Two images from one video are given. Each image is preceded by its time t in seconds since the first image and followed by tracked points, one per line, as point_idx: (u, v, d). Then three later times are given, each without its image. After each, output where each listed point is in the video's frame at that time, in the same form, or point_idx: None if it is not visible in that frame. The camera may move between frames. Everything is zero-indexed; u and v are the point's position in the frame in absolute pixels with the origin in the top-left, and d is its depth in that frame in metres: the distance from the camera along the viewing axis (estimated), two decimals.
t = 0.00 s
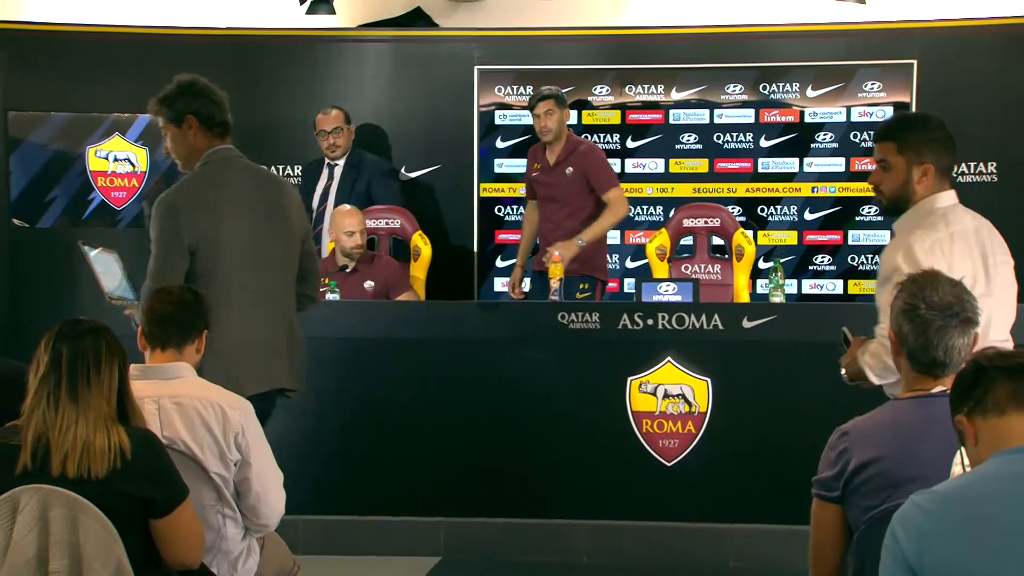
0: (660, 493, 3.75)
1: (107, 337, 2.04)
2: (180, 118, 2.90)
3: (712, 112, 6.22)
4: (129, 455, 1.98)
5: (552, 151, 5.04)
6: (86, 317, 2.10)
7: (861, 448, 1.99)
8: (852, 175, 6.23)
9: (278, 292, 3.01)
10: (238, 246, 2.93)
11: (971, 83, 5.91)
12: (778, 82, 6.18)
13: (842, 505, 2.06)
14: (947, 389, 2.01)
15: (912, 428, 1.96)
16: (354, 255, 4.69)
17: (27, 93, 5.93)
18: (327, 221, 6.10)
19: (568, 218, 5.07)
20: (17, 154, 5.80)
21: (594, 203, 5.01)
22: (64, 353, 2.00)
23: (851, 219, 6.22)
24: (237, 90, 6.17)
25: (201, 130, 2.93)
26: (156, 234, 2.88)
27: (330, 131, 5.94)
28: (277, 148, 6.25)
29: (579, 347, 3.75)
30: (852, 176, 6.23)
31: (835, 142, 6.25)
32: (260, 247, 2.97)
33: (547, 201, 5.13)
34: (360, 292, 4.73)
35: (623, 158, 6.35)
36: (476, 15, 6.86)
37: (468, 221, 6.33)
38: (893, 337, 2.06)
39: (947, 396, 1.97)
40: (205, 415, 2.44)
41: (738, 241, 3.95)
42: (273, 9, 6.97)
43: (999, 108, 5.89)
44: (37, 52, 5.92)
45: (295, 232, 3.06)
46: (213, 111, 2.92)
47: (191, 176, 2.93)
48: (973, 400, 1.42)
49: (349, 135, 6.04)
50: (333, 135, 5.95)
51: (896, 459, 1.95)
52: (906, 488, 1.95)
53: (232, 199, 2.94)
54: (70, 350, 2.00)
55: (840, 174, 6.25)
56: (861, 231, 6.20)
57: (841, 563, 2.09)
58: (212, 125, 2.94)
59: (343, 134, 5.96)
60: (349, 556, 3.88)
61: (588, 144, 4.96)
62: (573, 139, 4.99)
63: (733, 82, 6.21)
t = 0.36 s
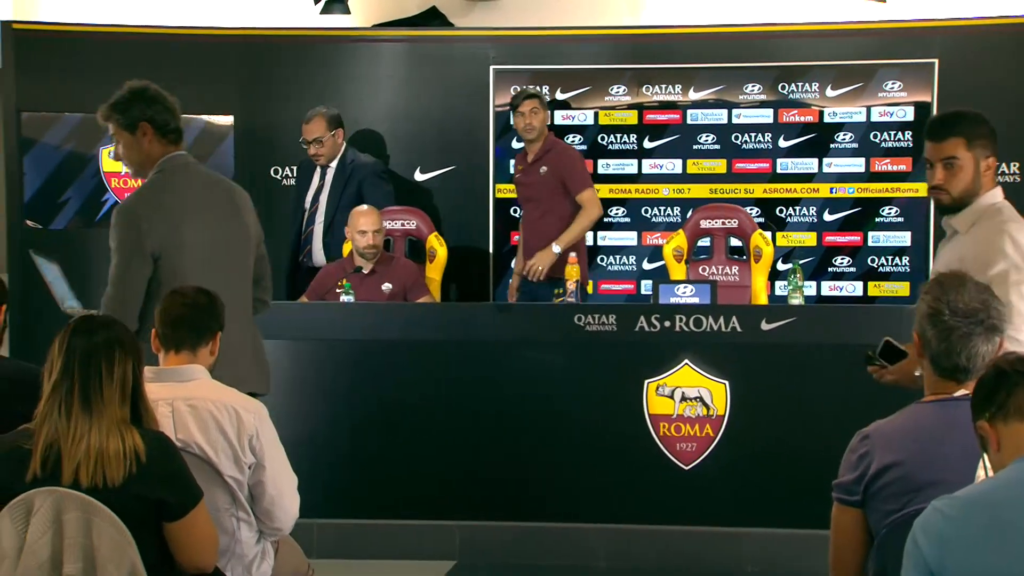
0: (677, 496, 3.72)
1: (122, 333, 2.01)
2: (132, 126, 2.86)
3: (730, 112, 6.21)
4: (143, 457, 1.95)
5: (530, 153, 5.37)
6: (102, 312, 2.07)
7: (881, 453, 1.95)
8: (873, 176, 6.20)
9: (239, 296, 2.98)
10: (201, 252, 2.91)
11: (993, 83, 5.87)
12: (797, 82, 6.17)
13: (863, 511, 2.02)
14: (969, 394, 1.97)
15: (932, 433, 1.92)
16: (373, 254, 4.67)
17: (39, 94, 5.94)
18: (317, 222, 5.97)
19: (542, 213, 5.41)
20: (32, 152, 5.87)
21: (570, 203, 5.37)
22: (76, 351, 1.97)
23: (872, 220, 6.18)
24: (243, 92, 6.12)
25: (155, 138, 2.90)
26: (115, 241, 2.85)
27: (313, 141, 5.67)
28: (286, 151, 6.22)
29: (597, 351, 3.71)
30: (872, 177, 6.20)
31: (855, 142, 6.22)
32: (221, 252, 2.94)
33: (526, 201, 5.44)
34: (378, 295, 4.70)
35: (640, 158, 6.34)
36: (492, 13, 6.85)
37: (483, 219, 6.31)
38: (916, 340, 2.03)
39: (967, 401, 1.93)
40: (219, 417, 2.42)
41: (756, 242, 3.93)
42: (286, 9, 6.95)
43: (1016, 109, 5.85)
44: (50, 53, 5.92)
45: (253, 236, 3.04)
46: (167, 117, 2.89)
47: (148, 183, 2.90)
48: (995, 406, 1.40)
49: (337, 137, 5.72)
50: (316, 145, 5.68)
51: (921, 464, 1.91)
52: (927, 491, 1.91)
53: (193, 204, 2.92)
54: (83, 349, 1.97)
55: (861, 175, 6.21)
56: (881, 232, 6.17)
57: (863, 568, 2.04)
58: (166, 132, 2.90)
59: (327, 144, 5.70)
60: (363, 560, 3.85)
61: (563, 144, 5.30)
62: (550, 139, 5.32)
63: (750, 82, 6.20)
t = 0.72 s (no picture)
0: (702, 501, 3.67)
1: (140, 337, 1.98)
2: (81, 123, 3.15)
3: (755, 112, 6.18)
4: (164, 465, 1.92)
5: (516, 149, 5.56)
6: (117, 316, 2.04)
7: (911, 457, 1.92)
8: (901, 176, 6.16)
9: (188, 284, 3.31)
10: (154, 247, 3.24)
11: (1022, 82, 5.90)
12: (823, 81, 6.15)
13: (891, 515, 1.99)
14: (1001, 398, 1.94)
15: (961, 437, 1.89)
16: (398, 254, 4.63)
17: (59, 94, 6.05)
18: (323, 223, 5.88)
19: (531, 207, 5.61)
20: (48, 153, 5.98)
21: (559, 196, 5.58)
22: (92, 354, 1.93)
23: (899, 222, 6.17)
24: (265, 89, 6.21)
25: (100, 134, 3.19)
26: (69, 237, 3.13)
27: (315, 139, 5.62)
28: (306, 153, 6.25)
29: (620, 356, 3.66)
30: (901, 177, 6.16)
31: (882, 142, 6.18)
32: (169, 240, 3.28)
33: (515, 197, 5.63)
34: (400, 297, 4.67)
35: (663, 159, 6.31)
36: (513, 12, 6.82)
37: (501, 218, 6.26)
38: (949, 343, 2.01)
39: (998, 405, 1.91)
40: (238, 421, 2.38)
41: (781, 244, 3.91)
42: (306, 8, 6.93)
43: None
44: (69, 53, 6.04)
45: (200, 233, 3.38)
46: (112, 115, 3.20)
47: (99, 179, 3.19)
48: None
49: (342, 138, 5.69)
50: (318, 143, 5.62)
51: (950, 469, 1.87)
52: (955, 498, 1.87)
53: (144, 201, 3.24)
54: (99, 350, 1.93)
55: (889, 175, 6.17)
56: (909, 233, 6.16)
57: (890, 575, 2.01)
58: (111, 128, 3.21)
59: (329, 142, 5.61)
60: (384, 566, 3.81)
61: (547, 139, 5.54)
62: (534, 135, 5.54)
63: (776, 81, 6.18)
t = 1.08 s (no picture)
0: (729, 511, 3.62)
1: (130, 339, 1.95)
2: (18, 130, 2.99)
3: (782, 116, 6.20)
4: (186, 471, 1.92)
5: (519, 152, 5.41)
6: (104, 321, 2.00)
7: (942, 468, 1.90)
8: (931, 182, 6.21)
9: (135, 298, 3.18)
10: (103, 257, 3.11)
11: None
12: (852, 86, 6.18)
13: (921, 527, 1.97)
14: None
15: (993, 446, 1.88)
16: (421, 264, 4.59)
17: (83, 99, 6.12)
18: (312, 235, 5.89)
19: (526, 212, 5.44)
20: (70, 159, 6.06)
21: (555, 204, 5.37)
22: (91, 364, 1.90)
23: (929, 229, 6.21)
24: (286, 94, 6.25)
25: (42, 141, 3.04)
26: (13, 246, 2.99)
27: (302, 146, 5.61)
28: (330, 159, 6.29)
29: (646, 365, 3.62)
30: (930, 183, 6.21)
31: (912, 147, 6.23)
32: (115, 249, 3.15)
33: (514, 201, 5.48)
34: (423, 304, 4.64)
35: (689, 164, 6.32)
36: (535, 17, 6.81)
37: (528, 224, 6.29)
38: (981, 351, 2.00)
39: None
40: (259, 431, 2.36)
41: (810, 251, 3.81)
42: (328, 10, 6.93)
43: None
44: (91, 59, 6.11)
45: (147, 242, 3.26)
46: (54, 122, 3.04)
47: (43, 188, 3.05)
48: None
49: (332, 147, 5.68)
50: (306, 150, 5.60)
51: (983, 478, 1.85)
52: (989, 510, 1.84)
53: (89, 208, 3.10)
54: (98, 359, 1.90)
55: (919, 181, 6.23)
56: (939, 240, 6.19)
57: None
58: (53, 135, 3.05)
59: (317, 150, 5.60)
60: None
61: (551, 146, 5.33)
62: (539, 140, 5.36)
63: (803, 86, 6.20)
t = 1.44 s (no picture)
0: (759, 517, 3.56)
1: (128, 340, 2.00)
2: None
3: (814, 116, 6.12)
4: (208, 474, 1.94)
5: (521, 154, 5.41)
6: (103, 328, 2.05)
7: (976, 474, 1.86)
8: (964, 184, 6.12)
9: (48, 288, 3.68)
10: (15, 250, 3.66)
11: None
12: (883, 86, 6.10)
13: (956, 536, 1.93)
14: None
15: None
16: (439, 270, 4.56)
17: (108, 100, 6.16)
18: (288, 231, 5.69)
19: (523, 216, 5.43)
20: (96, 160, 6.16)
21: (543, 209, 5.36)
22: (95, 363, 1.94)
23: (963, 231, 6.13)
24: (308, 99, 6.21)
25: None
26: None
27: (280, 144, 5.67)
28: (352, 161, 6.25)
29: (677, 369, 3.58)
30: (964, 184, 6.12)
31: (945, 148, 6.15)
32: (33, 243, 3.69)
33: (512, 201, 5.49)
34: (449, 307, 4.61)
35: (717, 166, 6.24)
36: (560, 18, 6.77)
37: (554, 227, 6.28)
38: (1013, 354, 1.94)
39: None
40: (284, 436, 2.34)
41: (840, 254, 3.79)
42: (353, 11, 6.90)
43: None
44: (115, 62, 6.14)
45: (77, 241, 3.78)
46: None
47: None
48: None
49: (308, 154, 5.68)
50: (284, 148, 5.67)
51: (1019, 486, 1.81)
52: None
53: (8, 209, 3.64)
54: (99, 360, 1.94)
55: (952, 182, 6.13)
56: (972, 242, 6.12)
57: None
58: None
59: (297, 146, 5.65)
60: None
61: (550, 152, 5.30)
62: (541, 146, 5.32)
63: (834, 86, 6.12)
